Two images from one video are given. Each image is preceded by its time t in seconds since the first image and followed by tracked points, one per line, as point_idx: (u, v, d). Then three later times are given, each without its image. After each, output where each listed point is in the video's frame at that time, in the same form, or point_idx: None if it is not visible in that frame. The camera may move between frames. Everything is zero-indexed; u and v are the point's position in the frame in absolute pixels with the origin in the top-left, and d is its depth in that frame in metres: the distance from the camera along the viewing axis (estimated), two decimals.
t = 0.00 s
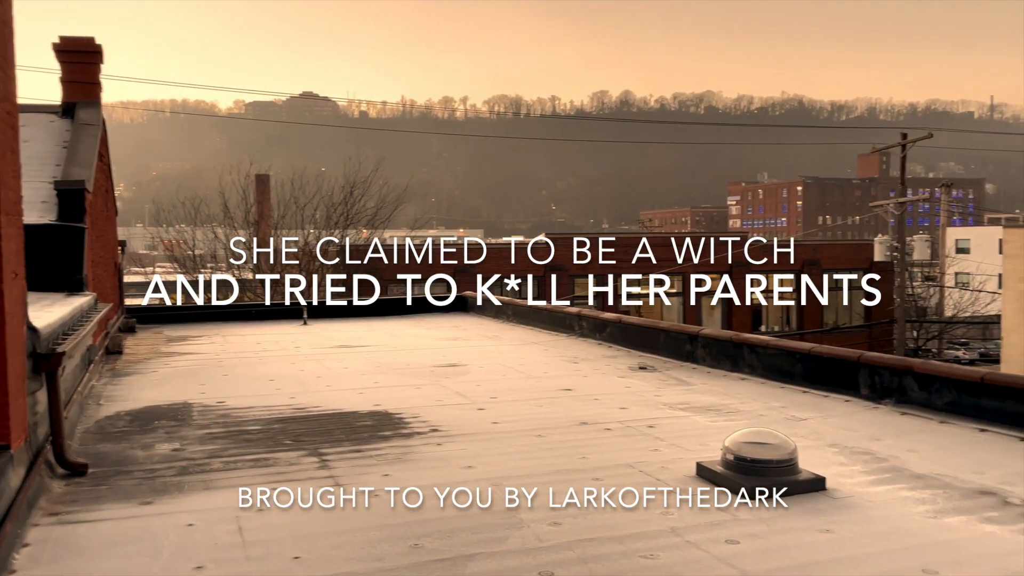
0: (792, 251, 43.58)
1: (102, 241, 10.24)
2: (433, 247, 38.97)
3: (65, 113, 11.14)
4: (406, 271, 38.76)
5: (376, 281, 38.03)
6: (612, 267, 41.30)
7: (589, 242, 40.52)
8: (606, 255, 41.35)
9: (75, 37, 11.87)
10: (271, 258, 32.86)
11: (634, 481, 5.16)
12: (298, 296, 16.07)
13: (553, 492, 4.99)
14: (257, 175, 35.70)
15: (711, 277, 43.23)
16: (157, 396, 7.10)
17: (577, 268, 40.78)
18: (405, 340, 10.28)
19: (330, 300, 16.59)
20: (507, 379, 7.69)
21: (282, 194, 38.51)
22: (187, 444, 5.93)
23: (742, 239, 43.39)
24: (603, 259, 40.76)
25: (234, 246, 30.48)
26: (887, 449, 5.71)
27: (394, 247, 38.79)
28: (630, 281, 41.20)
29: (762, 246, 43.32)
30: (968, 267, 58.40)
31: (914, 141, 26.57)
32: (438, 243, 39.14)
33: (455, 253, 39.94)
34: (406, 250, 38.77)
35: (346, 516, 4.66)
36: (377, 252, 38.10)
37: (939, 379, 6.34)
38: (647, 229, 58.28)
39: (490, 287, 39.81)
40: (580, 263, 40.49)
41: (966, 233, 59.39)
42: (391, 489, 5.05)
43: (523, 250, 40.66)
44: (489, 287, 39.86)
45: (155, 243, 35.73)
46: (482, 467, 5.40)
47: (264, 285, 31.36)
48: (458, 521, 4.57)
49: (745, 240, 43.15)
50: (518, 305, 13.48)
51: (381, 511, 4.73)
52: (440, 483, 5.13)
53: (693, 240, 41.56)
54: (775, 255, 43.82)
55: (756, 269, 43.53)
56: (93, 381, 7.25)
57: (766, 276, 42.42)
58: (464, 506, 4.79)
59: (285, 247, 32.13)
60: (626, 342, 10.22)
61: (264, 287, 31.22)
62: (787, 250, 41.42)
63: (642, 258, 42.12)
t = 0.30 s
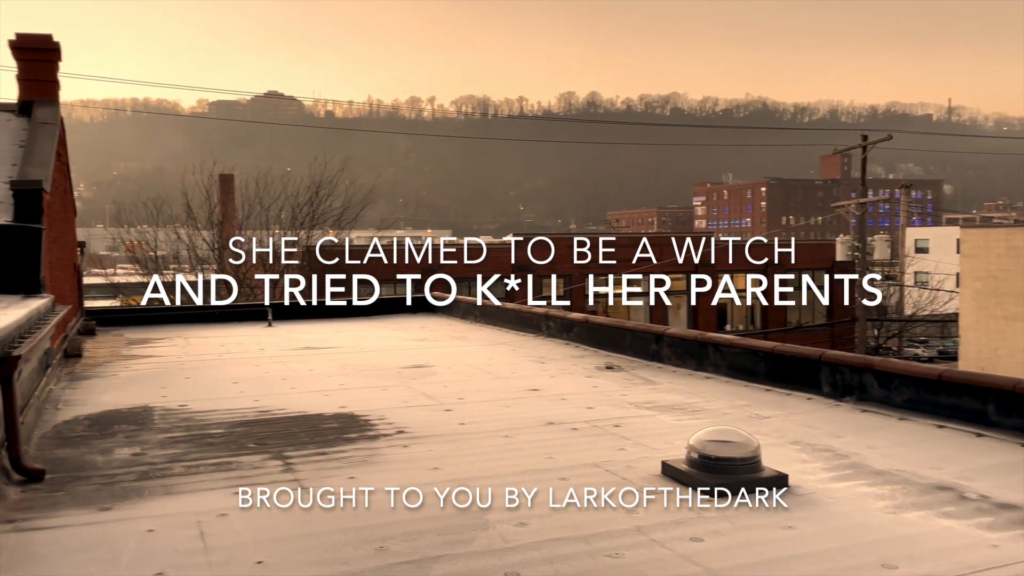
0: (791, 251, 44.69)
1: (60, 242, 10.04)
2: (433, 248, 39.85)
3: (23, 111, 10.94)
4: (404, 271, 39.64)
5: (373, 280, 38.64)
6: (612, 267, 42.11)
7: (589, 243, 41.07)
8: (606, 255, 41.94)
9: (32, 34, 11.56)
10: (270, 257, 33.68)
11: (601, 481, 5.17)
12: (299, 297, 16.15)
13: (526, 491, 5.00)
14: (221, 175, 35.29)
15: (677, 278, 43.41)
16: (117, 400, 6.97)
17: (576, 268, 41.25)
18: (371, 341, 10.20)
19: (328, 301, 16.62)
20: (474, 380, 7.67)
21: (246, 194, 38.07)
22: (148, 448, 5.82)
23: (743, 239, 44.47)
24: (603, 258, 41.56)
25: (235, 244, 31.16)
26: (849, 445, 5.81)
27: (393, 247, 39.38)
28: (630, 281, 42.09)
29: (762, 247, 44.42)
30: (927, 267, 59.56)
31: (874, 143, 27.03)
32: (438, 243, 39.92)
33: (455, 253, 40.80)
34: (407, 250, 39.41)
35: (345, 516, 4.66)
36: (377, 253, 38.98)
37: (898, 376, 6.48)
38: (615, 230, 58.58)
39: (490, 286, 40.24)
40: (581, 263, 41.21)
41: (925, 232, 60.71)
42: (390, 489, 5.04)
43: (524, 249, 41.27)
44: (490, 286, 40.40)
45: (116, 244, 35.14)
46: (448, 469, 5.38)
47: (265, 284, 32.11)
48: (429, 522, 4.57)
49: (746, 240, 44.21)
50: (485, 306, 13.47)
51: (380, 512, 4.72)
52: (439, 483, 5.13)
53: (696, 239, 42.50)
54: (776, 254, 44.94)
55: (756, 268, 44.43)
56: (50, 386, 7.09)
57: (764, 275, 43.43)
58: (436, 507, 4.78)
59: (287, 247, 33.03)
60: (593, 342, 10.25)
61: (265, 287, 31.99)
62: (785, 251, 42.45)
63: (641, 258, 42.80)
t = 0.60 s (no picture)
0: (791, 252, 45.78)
1: (18, 244, 9.83)
2: (433, 248, 40.28)
3: None
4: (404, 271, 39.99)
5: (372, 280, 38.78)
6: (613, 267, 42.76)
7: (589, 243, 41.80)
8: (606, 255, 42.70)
9: None
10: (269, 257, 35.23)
11: (569, 482, 5.18)
12: (298, 297, 16.22)
13: (496, 492, 5.00)
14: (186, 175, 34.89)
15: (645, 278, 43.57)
16: (77, 404, 6.83)
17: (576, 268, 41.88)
18: (338, 343, 10.13)
19: (330, 300, 16.75)
20: (443, 381, 7.65)
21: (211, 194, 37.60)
22: (109, 453, 5.71)
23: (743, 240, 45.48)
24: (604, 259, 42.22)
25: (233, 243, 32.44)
26: (813, 443, 5.88)
27: (394, 247, 39.52)
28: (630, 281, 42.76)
29: (762, 246, 45.47)
30: (889, 266, 60.72)
31: (836, 145, 27.55)
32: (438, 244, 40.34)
33: (455, 253, 40.64)
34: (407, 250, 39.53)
35: (344, 516, 4.65)
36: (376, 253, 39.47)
37: (860, 374, 6.60)
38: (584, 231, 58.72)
39: (490, 286, 40.59)
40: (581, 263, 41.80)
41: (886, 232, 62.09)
42: (390, 489, 5.04)
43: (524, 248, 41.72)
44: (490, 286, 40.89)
45: (77, 245, 34.54)
46: (416, 471, 5.35)
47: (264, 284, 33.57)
48: (400, 523, 4.56)
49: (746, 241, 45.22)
50: (454, 306, 13.42)
51: (379, 511, 4.72)
52: (441, 483, 5.13)
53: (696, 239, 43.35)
54: (777, 254, 46.04)
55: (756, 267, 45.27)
56: (7, 390, 6.92)
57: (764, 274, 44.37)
58: (408, 509, 4.76)
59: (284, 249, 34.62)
60: (561, 342, 10.29)
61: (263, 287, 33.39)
62: (783, 250, 43.45)
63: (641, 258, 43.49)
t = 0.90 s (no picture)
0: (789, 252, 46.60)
1: None
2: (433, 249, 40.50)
3: None
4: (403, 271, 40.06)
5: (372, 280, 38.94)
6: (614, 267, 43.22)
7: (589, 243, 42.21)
8: (606, 255, 43.20)
9: None
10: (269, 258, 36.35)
11: (540, 483, 5.18)
12: (297, 297, 16.33)
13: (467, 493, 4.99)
14: (151, 175, 34.42)
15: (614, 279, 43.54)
16: (37, 409, 6.69)
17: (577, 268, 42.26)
18: (307, 345, 10.04)
19: (330, 300, 16.83)
20: (412, 383, 7.62)
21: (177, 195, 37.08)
22: (70, 458, 5.61)
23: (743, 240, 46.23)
24: (604, 259, 42.65)
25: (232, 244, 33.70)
26: (779, 442, 5.95)
27: (394, 247, 39.55)
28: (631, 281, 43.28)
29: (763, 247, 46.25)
30: (854, 267, 61.36)
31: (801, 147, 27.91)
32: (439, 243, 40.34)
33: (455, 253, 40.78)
34: (406, 250, 39.58)
35: (365, 514, 4.69)
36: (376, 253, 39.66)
37: (825, 373, 6.69)
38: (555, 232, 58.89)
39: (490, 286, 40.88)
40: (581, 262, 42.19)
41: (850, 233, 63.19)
42: (391, 489, 5.05)
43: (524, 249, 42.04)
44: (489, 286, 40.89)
45: (38, 247, 33.83)
46: (385, 474, 5.32)
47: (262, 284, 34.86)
48: (372, 525, 4.54)
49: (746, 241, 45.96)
50: (424, 308, 13.36)
51: (380, 511, 4.74)
52: (440, 483, 5.14)
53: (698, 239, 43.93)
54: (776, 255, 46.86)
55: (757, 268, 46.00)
56: None
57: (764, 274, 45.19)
58: (380, 511, 4.74)
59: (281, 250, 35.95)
60: (531, 344, 10.30)
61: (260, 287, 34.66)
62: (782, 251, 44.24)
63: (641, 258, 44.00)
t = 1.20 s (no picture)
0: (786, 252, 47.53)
1: None
2: (433, 247, 40.21)
3: None
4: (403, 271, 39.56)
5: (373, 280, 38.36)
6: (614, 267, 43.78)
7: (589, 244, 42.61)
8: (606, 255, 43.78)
9: None
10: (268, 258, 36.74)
11: (509, 486, 5.17)
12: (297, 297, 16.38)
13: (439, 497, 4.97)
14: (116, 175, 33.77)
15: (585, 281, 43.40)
16: None
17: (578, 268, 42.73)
18: (275, 349, 9.94)
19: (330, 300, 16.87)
20: (382, 386, 7.57)
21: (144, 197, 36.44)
22: (31, 465, 5.49)
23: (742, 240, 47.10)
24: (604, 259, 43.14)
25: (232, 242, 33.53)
26: (746, 443, 6.01)
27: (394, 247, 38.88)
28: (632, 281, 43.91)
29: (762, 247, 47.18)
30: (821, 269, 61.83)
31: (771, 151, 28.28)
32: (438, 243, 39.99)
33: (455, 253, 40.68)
34: (406, 250, 39.23)
35: (359, 514, 4.72)
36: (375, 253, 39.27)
37: (793, 375, 6.77)
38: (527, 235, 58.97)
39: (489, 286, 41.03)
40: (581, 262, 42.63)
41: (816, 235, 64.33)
42: (391, 489, 5.08)
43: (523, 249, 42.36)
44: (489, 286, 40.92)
45: None
46: (354, 478, 5.27)
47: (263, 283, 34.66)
48: (343, 530, 4.50)
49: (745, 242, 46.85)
50: (394, 311, 13.29)
51: (380, 510, 4.77)
52: (440, 483, 5.18)
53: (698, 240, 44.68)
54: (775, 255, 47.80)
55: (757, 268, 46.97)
56: None
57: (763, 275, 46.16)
58: (352, 515, 4.70)
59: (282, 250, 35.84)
60: (503, 346, 10.29)
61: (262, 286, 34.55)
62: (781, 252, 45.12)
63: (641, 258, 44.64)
